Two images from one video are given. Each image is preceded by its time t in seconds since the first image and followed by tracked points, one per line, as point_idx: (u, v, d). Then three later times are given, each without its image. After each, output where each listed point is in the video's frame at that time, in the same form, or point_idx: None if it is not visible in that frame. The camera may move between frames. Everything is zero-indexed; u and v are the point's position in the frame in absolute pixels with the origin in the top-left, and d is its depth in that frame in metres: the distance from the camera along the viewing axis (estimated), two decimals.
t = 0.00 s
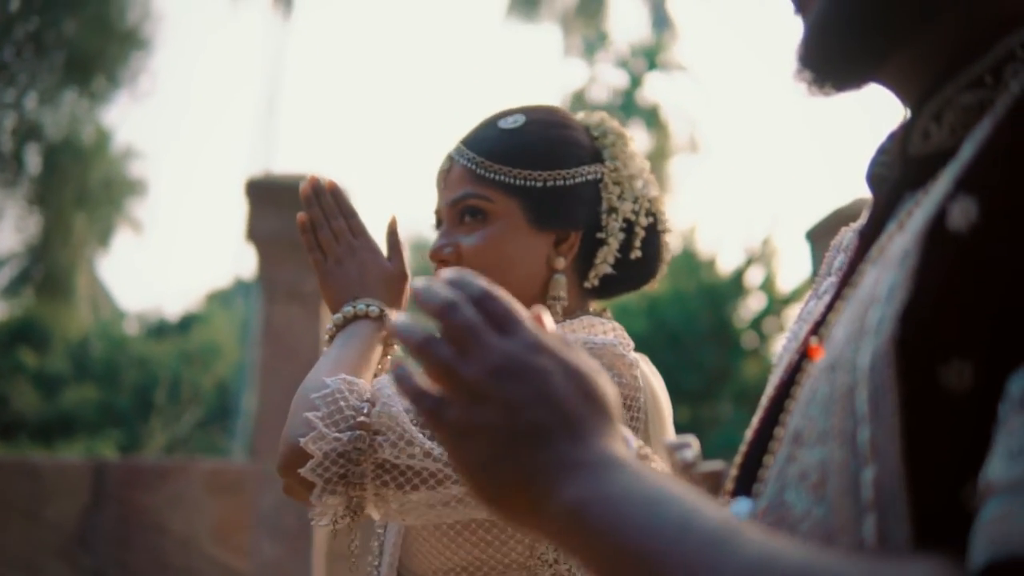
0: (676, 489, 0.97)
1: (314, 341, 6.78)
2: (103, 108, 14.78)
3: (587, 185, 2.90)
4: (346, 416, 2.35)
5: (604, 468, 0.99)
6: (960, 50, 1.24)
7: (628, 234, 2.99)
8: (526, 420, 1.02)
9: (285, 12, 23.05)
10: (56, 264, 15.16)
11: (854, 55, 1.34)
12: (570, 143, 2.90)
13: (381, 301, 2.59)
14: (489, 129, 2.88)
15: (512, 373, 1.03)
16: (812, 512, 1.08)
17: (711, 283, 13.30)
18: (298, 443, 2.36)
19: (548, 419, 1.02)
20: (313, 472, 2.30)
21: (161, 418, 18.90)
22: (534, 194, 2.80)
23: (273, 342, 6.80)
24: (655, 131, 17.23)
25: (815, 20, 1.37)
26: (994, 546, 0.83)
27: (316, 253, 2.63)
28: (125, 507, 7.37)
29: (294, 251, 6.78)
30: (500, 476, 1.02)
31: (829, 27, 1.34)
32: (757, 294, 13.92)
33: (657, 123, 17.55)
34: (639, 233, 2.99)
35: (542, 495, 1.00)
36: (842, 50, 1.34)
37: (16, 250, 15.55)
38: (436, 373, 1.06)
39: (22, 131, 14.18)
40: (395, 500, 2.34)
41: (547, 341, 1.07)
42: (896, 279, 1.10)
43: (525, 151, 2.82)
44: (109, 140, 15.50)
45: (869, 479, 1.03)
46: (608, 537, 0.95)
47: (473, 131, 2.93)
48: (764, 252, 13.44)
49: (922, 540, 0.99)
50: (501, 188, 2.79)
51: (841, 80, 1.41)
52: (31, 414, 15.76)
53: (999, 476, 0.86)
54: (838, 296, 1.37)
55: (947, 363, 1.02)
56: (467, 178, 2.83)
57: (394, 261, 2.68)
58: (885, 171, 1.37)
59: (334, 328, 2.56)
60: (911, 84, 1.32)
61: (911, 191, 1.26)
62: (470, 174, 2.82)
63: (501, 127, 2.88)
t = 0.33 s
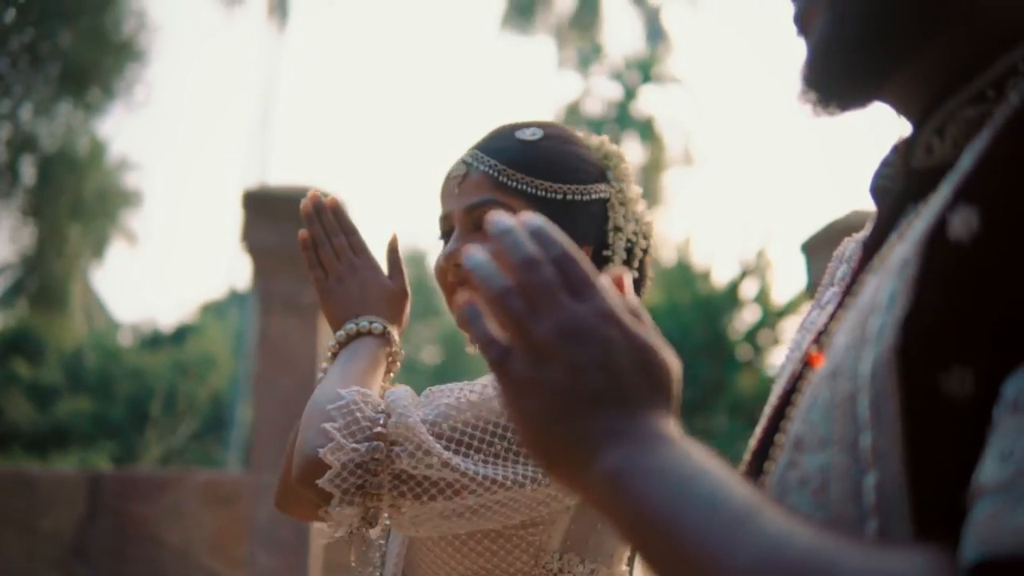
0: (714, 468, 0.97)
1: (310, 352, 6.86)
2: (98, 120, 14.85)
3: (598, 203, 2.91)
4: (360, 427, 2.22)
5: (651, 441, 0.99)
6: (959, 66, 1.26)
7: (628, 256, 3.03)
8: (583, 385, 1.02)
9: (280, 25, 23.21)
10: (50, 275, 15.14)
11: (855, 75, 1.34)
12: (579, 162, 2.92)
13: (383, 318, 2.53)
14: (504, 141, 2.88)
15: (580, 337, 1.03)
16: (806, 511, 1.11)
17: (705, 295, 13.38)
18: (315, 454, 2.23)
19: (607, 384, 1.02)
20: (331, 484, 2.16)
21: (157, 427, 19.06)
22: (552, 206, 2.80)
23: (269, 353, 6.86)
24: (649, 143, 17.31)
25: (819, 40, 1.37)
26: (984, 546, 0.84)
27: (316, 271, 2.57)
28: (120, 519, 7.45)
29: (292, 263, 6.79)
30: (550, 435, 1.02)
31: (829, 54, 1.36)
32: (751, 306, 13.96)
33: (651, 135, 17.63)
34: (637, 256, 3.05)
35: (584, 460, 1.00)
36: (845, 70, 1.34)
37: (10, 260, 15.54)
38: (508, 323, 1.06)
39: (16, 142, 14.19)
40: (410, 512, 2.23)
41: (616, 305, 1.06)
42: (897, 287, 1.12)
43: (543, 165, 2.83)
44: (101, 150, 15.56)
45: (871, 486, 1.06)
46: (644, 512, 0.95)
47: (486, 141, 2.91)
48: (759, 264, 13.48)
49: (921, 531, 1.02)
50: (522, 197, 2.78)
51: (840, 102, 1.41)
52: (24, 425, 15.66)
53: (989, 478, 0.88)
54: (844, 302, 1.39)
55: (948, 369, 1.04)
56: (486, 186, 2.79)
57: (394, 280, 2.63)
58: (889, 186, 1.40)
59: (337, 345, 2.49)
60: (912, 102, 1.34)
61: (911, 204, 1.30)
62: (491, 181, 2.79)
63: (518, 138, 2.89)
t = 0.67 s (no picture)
0: (749, 467, 0.97)
1: (306, 361, 6.91)
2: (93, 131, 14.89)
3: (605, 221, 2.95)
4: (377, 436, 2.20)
5: (690, 435, 0.99)
6: (960, 78, 1.28)
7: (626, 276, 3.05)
8: (624, 384, 1.03)
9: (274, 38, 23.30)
10: (44, 286, 15.14)
11: (859, 93, 1.34)
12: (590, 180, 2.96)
13: (387, 332, 2.55)
14: (521, 152, 2.90)
15: (636, 329, 1.04)
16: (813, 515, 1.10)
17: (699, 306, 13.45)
18: (330, 463, 2.19)
19: (653, 377, 1.03)
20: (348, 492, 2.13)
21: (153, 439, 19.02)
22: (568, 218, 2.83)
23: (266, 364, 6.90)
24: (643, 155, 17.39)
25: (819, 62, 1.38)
26: (979, 541, 0.84)
27: (322, 286, 2.57)
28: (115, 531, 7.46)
29: (291, 273, 6.90)
30: (596, 421, 1.04)
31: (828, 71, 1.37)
32: (745, 318, 14.03)
33: (646, 148, 17.69)
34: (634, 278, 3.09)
35: (624, 449, 1.02)
36: (848, 85, 1.34)
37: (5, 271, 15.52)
38: (570, 308, 1.08)
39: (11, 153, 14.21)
40: (425, 521, 2.23)
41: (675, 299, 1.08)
42: (901, 295, 1.13)
43: (559, 179, 2.86)
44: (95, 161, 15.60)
45: (879, 492, 1.05)
46: (677, 505, 0.95)
47: (502, 148, 2.93)
48: (753, 277, 13.56)
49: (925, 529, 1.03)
50: (542, 208, 2.79)
51: (847, 121, 1.42)
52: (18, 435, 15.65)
53: (986, 479, 0.88)
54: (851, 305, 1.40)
55: (952, 377, 1.05)
56: (505, 194, 2.80)
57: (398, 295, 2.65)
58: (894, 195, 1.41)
59: (342, 361, 2.50)
60: (918, 115, 1.35)
61: (916, 214, 1.31)
62: (510, 190, 2.80)
63: (534, 150, 2.92)
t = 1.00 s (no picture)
0: (773, 470, 0.99)
1: (304, 372, 6.93)
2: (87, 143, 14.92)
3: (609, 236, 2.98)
4: (391, 446, 2.20)
5: (724, 437, 1.01)
6: (964, 92, 1.28)
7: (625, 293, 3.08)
8: (656, 387, 1.05)
9: (269, 49, 23.32)
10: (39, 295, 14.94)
11: (865, 109, 1.35)
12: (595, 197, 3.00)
13: (392, 344, 2.57)
14: (531, 164, 2.93)
15: (678, 327, 1.06)
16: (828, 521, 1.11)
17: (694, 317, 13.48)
18: (346, 473, 2.18)
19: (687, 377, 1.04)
20: (364, 502, 2.13)
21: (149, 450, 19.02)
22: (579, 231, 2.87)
23: (264, 375, 6.93)
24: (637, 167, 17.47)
25: (821, 81, 1.38)
26: (985, 543, 0.85)
27: (325, 298, 2.58)
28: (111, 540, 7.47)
29: (290, 285, 6.90)
30: (628, 419, 1.06)
31: (828, 92, 1.38)
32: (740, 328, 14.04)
33: (641, 160, 17.78)
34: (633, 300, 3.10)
35: (654, 446, 1.04)
36: (851, 101, 1.35)
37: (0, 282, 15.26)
38: (614, 300, 1.10)
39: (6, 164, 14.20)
40: (438, 531, 2.25)
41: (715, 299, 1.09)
42: (907, 306, 1.15)
43: (570, 192, 2.90)
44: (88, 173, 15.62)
45: (890, 499, 1.06)
46: (706, 505, 0.97)
47: (512, 159, 2.95)
48: (749, 288, 13.58)
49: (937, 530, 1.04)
50: (554, 220, 2.82)
51: (852, 136, 1.43)
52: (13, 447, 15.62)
53: (991, 482, 0.88)
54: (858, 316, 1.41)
55: (960, 386, 1.07)
56: (518, 204, 2.83)
57: (403, 308, 2.66)
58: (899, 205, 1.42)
59: (348, 373, 2.51)
60: (920, 127, 1.36)
61: (924, 223, 1.33)
62: (523, 200, 2.83)
63: (543, 162, 2.95)
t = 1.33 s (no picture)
0: (792, 472, 1.02)
1: (302, 383, 6.95)
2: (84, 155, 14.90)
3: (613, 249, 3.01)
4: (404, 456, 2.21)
5: (749, 440, 1.04)
6: (963, 107, 1.30)
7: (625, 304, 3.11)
8: (682, 389, 1.08)
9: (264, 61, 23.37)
10: (33, 307, 14.72)
11: (867, 121, 1.36)
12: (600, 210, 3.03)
13: (399, 357, 2.58)
14: (540, 176, 2.95)
15: (707, 331, 1.09)
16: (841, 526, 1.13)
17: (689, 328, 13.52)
18: (359, 484, 2.19)
19: (713, 381, 1.07)
20: (378, 511, 2.14)
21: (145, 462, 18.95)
22: (587, 244, 2.90)
23: (261, 387, 6.95)
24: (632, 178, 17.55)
25: (827, 99, 1.40)
26: (994, 543, 0.87)
27: (332, 311, 2.58)
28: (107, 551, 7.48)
29: (287, 296, 6.93)
30: (656, 419, 1.08)
31: (835, 107, 1.39)
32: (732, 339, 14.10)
33: (636, 172, 17.88)
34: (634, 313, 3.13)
35: (679, 448, 1.06)
36: (857, 117, 1.37)
37: None
38: (647, 304, 1.14)
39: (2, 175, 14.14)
40: (451, 542, 2.26)
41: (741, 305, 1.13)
42: (919, 314, 1.16)
43: (579, 205, 2.93)
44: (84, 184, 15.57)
45: (904, 507, 1.08)
46: (728, 506, 1.00)
47: (521, 170, 2.96)
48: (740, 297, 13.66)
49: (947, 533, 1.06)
50: (564, 233, 2.85)
51: (858, 152, 1.44)
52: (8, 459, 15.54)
53: (1000, 485, 0.90)
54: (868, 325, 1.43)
55: (969, 395, 1.09)
56: (529, 216, 2.85)
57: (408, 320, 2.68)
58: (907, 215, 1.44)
59: (356, 386, 2.53)
60: (926, 139, 1.37)
61: (931, 232, 1.34)
62: (534, 212, 2.86)
63: (551, 174, 2.97)
